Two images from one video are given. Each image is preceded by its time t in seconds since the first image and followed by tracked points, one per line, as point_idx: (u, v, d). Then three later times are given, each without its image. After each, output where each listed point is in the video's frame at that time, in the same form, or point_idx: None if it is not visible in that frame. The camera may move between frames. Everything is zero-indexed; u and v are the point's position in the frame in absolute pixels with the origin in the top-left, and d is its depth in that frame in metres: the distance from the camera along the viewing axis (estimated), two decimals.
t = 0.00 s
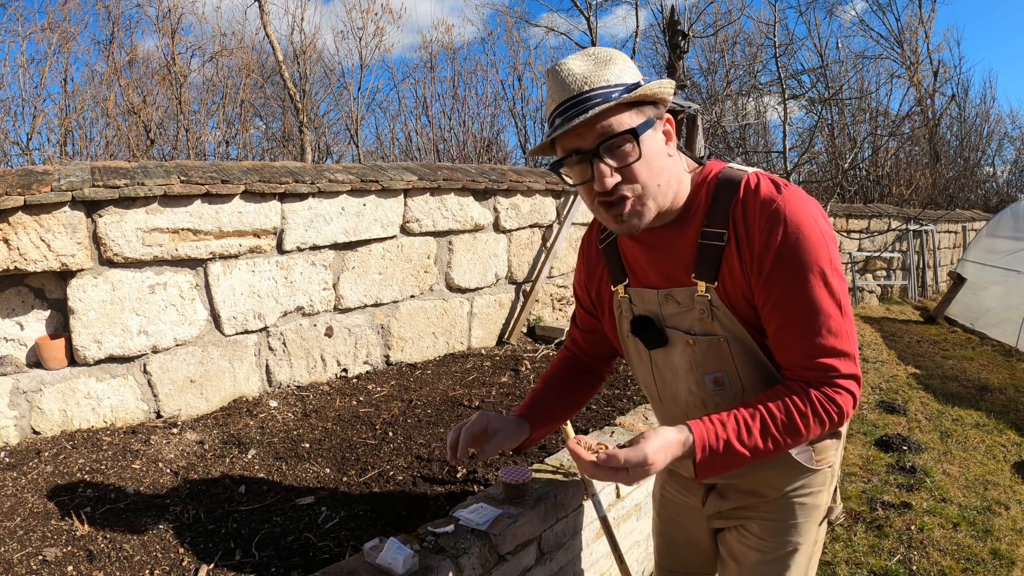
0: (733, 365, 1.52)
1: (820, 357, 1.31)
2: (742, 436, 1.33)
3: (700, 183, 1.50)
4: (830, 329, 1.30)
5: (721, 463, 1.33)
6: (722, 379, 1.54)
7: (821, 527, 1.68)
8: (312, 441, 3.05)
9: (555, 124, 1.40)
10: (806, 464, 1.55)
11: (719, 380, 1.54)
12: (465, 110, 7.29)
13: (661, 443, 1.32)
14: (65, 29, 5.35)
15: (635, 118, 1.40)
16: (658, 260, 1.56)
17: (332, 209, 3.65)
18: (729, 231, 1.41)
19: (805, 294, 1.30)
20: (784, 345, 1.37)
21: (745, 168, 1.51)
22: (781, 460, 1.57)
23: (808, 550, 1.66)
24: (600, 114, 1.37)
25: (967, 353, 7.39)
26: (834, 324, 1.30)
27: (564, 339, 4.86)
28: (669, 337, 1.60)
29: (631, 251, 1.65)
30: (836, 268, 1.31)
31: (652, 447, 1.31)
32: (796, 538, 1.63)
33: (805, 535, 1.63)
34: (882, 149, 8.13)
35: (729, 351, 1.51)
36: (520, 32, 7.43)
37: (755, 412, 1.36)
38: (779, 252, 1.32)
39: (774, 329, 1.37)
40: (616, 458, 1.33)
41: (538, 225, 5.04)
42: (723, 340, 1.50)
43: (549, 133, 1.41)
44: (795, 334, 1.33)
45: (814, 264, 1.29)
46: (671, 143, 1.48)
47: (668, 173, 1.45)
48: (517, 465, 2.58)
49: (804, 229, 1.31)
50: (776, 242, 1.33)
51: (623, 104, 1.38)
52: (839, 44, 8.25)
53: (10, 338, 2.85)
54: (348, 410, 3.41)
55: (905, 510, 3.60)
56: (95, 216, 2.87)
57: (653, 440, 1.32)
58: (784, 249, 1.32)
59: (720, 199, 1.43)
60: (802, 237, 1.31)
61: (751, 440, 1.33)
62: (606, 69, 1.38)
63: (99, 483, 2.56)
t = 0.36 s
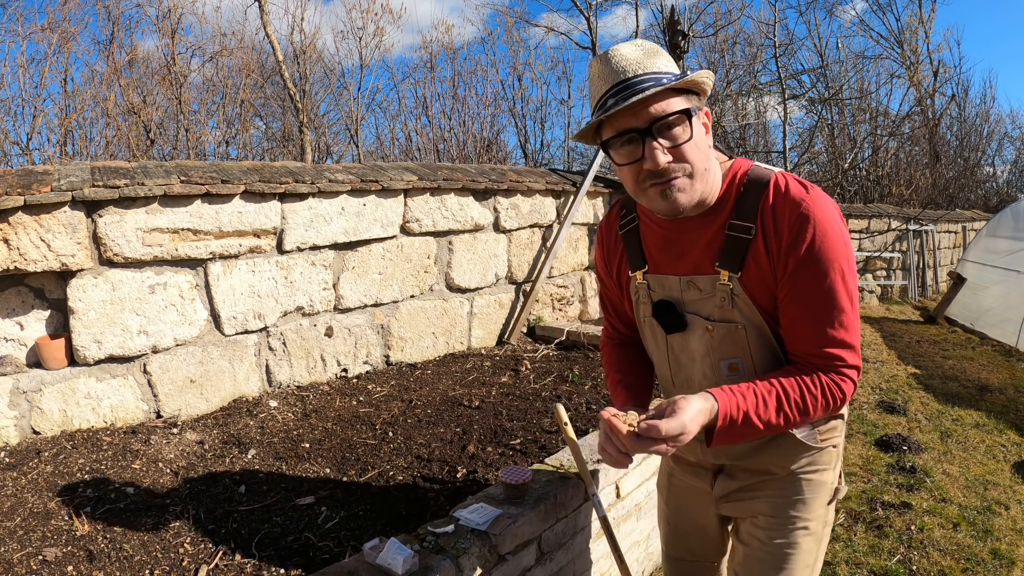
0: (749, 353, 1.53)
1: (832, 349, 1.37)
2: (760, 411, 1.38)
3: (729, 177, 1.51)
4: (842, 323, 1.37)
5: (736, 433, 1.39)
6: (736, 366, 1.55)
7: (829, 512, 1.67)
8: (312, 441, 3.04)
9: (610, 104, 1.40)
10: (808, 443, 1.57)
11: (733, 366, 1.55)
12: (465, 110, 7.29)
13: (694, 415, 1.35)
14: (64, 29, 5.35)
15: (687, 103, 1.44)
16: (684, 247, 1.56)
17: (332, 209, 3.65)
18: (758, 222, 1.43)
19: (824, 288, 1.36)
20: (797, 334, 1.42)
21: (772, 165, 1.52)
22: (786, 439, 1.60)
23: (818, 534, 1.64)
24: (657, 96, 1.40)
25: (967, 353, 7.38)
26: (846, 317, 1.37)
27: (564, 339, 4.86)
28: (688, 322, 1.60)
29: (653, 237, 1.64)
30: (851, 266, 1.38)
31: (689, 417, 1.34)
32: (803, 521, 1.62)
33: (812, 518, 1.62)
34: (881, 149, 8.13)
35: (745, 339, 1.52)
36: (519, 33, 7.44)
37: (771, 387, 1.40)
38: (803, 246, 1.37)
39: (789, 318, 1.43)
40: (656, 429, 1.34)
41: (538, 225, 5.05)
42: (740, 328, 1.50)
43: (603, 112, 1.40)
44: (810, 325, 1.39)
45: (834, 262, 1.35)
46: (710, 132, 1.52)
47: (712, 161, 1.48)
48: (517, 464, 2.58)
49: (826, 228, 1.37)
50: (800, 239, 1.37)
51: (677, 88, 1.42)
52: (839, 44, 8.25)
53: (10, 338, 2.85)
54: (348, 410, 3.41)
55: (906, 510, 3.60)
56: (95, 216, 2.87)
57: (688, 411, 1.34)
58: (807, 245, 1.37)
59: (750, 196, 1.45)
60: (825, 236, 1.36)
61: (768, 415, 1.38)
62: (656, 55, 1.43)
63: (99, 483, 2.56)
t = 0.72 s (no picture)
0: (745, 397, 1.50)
1: (833, 398, 1.24)
2: (736, 442, 1.26)
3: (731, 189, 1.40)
4: (849, 373, 1.22)
5: (705, 461, 1.28)
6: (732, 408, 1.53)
7: (840, 548, 1.66)
8: (312, 441, 3.04)
9: (599, 81, 1.29)
10: (819, 488, 1.55)
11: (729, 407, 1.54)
12: (465, 110, 7.29)
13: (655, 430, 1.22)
14: (65, 29, 5.35)
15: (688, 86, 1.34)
16: (677, 270, 1.49)
17: (332, 209, 3.65)
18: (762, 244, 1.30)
19: (835, 330, 1.21)
20: (798, 378, 1.30)
21: (784, 173, 1.40)
22: (795, 483, 1.57)
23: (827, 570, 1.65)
24: (655, 76, 1.29)
25: (967, 353, 7.38)
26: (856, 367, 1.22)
27: (564, 339, 4.86)
28: (679, 355, 1.58)
29: (647, 253, 1.58)
30: (871, 306, 1.22)
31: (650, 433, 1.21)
32: (811, 559, 1.62)
33: (822, 556, 1.63)
34: (881, 149, 8.13)
35: (742, 379, 1.48)
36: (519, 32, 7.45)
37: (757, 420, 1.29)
38: (814, 280, 1.22)
39: (789, 356, 1.30)
40: (611, 444, 1.22)
41: (538, 225, 5.04)
42: (738, 367, 1.46)
43: (592, 90, 1.29)
44: (813, 370, 1.26)
45: (851, 301, 1.20)
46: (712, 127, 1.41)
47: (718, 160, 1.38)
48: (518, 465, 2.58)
49: (846, 259, 1.20)
50: (811, 271, 1.22)
51: (678, 70, 1.32)
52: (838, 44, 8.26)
53: (10, 338, 2.85)
54: (348, 410, 3.40)
55: (906, 510, 3.60)
56: (95, 216, 2.87)
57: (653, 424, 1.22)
58: (818, 278, 1.22)
59: (753, 209, 1.33)
60: (843, 268, 1.20)
61: (745, 450, 1.26)
62: (653, 30, 1.32)
63: (99, 483, 2.56)
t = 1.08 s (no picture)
0: (747, 421, 1.49)
1: (836, 432, 1.17)
2: (734, 487, 1.15)
3: (740, 178, 1.36)
4: (857, 404, 1.15)
5: (694, 503, 1.17)
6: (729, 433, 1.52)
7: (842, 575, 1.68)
8: (312, 441, 3.04)
9: (583, 50, 1.24)
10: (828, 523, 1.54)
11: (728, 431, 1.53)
12: (465, 110, 7.28)
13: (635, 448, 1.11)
14: (64, 29, 5.35)
15: (683, 54, 1.28)
16: (677, 271, 1.47)
17: (332, 209, 3.65)
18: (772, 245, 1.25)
19: (851, 347, 1.13)
20: (799, 397, 1.23)
21: (801, 160, 1.35)
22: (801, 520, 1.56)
23: None
24: (643, 46, 1.23)
25: (967, 353, 7.38)
26: (867, 397, 1.15)
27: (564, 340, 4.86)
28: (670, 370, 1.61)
29: (646, 254, 1.55)
30: (893, 329, 1.15)
31: (629, 451, 1.10)
32: None
33: None
34: (881, 149, 8.12)
35: (744, 402, 1.46)
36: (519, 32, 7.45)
37: (760, 457, 1.19)
38: (832, 287, 1.15)
39: (792, 370, 1.23)
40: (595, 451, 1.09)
41: (538, 225, 5.04)
42: (740, 390, 1.44)
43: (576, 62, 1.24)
44: (818, 389, 1.18)
45: (873, 317, 1.12)
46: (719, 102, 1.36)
47: (720, 140, 1.33)
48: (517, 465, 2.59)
49: (870, 273, 1.13)
50: (831, 276, 1.15)
51: (669, 35, 1.26)
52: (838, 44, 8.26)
53: (10, 338, 2.86)
54: (348, 410, 3.41)
55: (906, 510, 3.60)
56: (95, 216, 2.87)
57: (639, 444, 1.11)
58: (838, 286, 1.14)
59: (766, 200, 1.29)
60: (868, 279, 1.12)
61: (742, 497, 1.16)
62: None
63: (99, 483, 2.56)
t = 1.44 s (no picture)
0: (743, 412, 1.47)
1: (822, 427, 1.15)
2: (713, 491, 1.12)
3: (746, 156, 1.37)
4: (848, 397, 1.13)
5: (672, 509, 1.14)
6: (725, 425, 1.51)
7: None
8: (312, 441, 3.04)
9: (555, 44, 1.28)
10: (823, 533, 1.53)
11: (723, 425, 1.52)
12: (466, 110, 7.28)
13: (614, 467, 1.03)
14: (65, 29, 5.34)
15: (666, 53, 1.24)
16: (676, 251, 1.48)
17: (332, 209, 3.65)
18: (774, 227, 1.26)
19: (849, 332, 1.12)
20: (785, 384, 1.21)
21: (809, 141, 1.34)
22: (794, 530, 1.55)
23: None
24: (612, 47, 1.23)
25: (967, 353, 7.38)
26: (859, 390, 1.13)
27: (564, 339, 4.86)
28: (666, 359, 1.60)
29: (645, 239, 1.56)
30: (892, 321, 1.13)
31: (610, 473, 1.01)
32: None
33: None
34: (881, 149, 8.12)
35: (739, 392, 1.44)
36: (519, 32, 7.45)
37: (744, 455, 1.16)
38: (831, 268, 1.14)
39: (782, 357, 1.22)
40: (568, 492, 0.96)
41: (538, 225, 5.04)
42: (736, 379, 1.43)
43: (546, 58, 1.29)
44: (807, 376, 1.16)
45: (872, 302, 1.10)
46: (722, 84, 1.36)
47: (707, 136, 1.30)
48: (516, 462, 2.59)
49: (875, 256, 1.11)
50: (831, 256, 1.14)
51: (647, 33, 1.22)
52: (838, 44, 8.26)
53: (10, 338, 2.86)
54: (348, 410, 3.41)
55: (906, 510, 3.60)
56: (95, 216, 2.87)
57: (618, 461, 1.04)
58: (838, 268, 1.13)
59: (770, 181, 1.29)
60: (870, 262, 1.11)
61: (722, 503, 1.12)
62: None
63: (99, 483, 2.56)
